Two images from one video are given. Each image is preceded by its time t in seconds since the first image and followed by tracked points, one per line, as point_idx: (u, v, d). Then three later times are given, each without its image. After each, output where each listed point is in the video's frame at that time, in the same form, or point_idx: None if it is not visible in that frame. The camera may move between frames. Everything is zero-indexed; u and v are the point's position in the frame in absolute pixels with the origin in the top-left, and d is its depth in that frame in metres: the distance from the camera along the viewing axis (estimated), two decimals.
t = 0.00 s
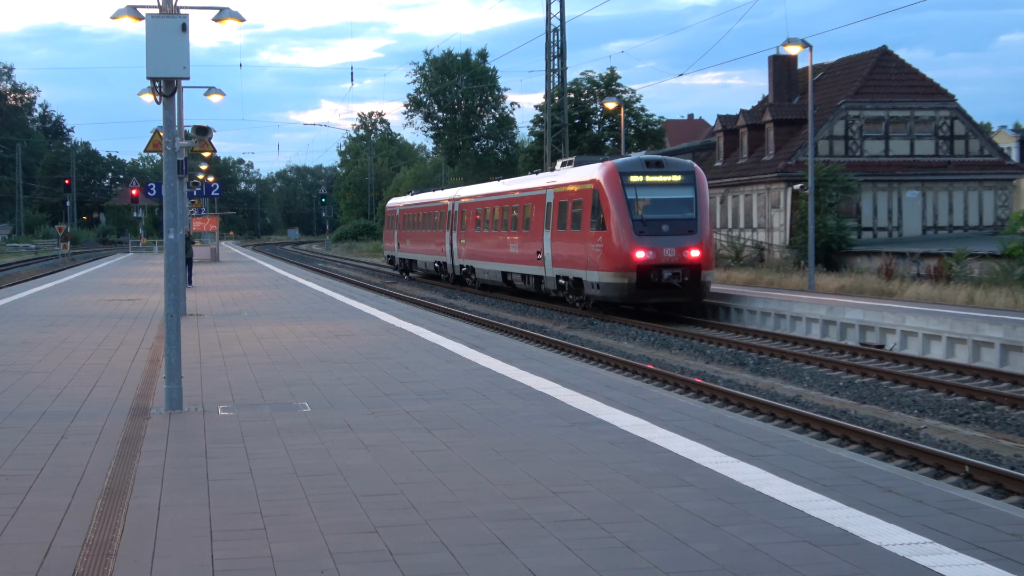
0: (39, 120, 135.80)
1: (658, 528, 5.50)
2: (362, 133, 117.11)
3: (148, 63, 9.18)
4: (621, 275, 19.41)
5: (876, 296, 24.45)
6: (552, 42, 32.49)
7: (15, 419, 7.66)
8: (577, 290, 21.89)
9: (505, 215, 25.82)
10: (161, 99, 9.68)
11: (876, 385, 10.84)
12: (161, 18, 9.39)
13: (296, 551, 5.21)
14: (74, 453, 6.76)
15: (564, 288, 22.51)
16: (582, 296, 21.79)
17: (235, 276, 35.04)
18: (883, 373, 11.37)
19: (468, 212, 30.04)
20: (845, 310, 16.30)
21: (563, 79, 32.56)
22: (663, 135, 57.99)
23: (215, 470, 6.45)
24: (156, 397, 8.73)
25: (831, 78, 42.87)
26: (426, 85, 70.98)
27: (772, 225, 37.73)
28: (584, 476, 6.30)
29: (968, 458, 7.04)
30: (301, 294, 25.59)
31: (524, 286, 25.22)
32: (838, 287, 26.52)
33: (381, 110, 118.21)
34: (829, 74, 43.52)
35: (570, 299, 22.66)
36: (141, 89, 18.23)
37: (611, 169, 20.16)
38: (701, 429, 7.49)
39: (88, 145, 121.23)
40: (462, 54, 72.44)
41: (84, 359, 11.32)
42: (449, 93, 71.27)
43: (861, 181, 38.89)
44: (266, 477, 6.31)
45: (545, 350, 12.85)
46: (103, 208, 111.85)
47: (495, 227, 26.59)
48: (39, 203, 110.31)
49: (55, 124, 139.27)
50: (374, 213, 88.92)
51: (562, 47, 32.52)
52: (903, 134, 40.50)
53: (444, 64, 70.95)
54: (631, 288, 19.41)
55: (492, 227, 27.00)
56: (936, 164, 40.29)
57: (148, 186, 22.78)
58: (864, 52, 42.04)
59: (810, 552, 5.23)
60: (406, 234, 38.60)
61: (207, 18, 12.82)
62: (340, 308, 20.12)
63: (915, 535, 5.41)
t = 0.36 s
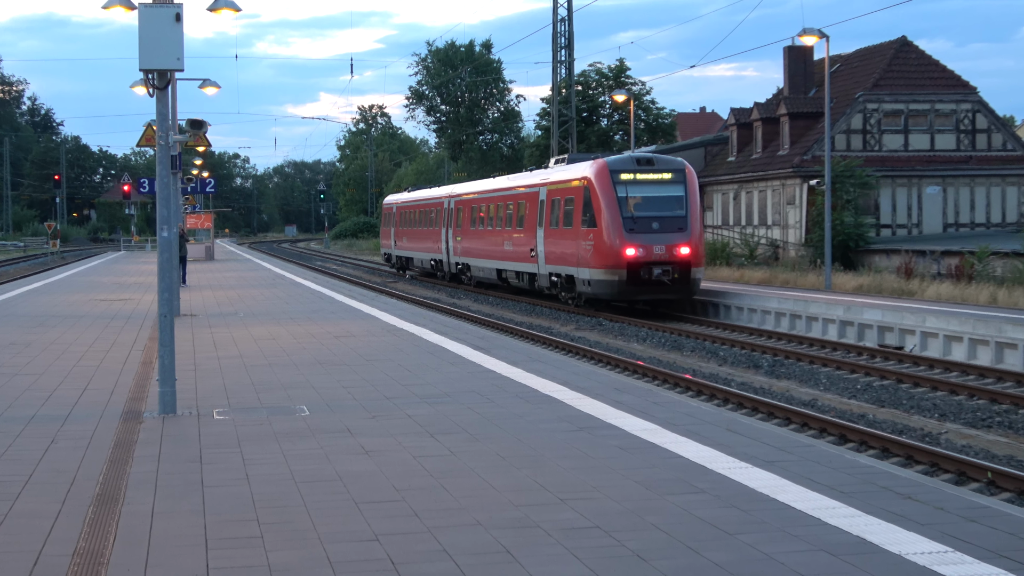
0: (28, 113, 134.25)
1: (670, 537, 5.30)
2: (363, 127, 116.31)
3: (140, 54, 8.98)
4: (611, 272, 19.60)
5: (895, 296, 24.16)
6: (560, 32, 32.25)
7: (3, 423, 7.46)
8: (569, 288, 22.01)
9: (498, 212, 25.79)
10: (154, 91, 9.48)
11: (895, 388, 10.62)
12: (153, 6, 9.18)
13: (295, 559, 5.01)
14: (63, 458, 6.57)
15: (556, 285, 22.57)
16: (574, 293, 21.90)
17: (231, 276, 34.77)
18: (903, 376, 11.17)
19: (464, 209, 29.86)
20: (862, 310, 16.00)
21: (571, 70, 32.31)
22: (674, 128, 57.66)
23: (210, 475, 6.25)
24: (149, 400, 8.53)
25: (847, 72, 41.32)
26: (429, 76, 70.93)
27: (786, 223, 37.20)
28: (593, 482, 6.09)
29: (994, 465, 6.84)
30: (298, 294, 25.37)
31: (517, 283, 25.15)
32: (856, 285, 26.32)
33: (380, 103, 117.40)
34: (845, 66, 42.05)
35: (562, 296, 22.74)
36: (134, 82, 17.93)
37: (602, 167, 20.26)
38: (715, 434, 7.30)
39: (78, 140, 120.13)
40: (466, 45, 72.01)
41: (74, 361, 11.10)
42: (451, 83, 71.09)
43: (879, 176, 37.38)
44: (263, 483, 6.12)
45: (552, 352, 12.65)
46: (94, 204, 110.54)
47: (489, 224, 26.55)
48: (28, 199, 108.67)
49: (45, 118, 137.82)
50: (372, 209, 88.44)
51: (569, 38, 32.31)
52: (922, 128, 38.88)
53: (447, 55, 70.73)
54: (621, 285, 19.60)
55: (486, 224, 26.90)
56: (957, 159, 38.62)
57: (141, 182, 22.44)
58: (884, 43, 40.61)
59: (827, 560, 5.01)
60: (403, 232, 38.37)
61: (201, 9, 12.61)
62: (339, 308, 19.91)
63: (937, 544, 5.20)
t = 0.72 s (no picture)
0: (15, 107, 132.62)
1: (683, 548, 5.10)
2: (363, 122, 115.63)
3: (134, 48, 8.84)
4: (603, 272, 19.55)
5: (916, 298, 23.97)
6: (568, 24, 32.00)
7: None
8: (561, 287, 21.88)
9: (492, 210, 25.68)
10: (147, 86, 9.25)
11: (916, 395, 10.44)
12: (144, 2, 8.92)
13: (294, 571, 4.80)
14: (51, 466, 6.38)
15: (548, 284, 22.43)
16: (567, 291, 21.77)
17: (228, 277, 34.51)
18: (924, 382, 10.97)
19: (460, 208, 29.66)
20: (882, 313, 15.74)
21: (579, 64, 32.05)
22: (687, 123, 57.36)
23: (205, 484, 6.05)
24: (142, 406, 8.33)
25: (868, 64, 40.83)
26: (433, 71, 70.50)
27: (805, 222, 36.94)
28: (603, 492, 5.89)
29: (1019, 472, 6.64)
30: (297, 295, 25.17)
31: (512, 282, 25.03)
32: (876, 286, 26.16)
33: (381, 98, 116.93)
34: (866, 59, 41.56)
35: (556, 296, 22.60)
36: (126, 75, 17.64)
37: (594, 166, 20.08)
38: (728, 441, 7.12)
39: (70, 137, 118.88)
40: (471, 39, 71.75)
41: (66, 365, 10.89)
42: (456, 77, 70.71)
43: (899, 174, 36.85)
44: (261, 492, 5.92)
45: (560, 356, 12.47)
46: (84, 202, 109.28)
47: (484, 223, 26.43)
48: (17, 197, 107.26)
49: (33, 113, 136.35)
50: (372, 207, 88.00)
51: (577, 31, 32.06)
52: (945, 123, 38.37)
53: (453, 49, 70.41)
54: (613, 284, 19.55)
55: (481, 223, 26.77)
56: (981, 155, 38.14)
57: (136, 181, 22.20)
58: (905, 35, 40.01)
59: (847, 572, 4.81)
60: (400, 231, 38.12)
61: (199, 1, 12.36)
62: (338, 310, 19.68)
63: (962, 555, 4.99)
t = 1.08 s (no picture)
0: (3, 99, 131.51)
1: (697, 554, 4.90)
2: (363, 114, 115.10)
3: (126, 38, 8.61)
4: (595, 266, 19.45)
5: (938, 294, 23.55)
6: (576, 11, 31.82)
7: None
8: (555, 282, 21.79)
9: (488, 206, 25.52)
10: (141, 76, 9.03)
11: (938, 395, 10.26)
12: None
13: None
14: (40, 470, 6.18)
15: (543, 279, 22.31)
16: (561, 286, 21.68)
17: (226, 273, 34.27)
18: (946, 381, 10.78)
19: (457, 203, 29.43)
20: (902, 310, 15.53)
21: (588, 51, 31.84)
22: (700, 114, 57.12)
23: (201, 489, 5.86)
24: (136, 407, 8.13)
25: (887, 52, 40.65)
26: (437, 60, 70.29)
27: (822, 215, 36.66)
28: (613, 497, 5.70)
29: None
30: (296, 293, 24.95)
31: (507, 277, 24.85)
32: (895, 284, 25.87)
33: (382, 90, 116.46)
34: (885, 47, 41.38)
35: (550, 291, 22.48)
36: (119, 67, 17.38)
37: (587, 161, 20.02)
38: (743, 443, 6.94)
39: (57, 131, 117.48)
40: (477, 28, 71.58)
41: (58, 366, 10.67)
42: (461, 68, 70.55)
43: (920, 165, 36.47)
44: (259, 497, 5.72)
45: (569, 356, 12.29)
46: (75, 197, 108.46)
47: (480, 219, 26.24)
48: (6, 192, 106.52)
49: (21, 104, 134.96)
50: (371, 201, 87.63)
51: (586, 18, 31.90)
52: (968, 113, 37.87)
53: (458, 39, 70.28)
54: (606, 280, 19.44)
55: (477, 218, 26.57)
56: (1005, 146, 37.64)
57: (130, 176, 21.94)
58: (927, 22, 39.81)
59: None
60: (398, 226, 37.86)
61: None
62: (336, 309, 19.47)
63: (988, 561, 4.79)
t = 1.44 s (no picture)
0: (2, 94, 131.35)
1: (703, 555, 4.84)
2: (365, 109, 114.87)
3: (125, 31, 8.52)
4: (583, 262, 19.42)
5: (947, 292, 23.46)
6: (581, 6, 31.75)
7: None
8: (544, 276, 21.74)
9: (481, 203, 25.45)
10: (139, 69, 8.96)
11: (947, 394, 10.21)
12: None
13: None
14: (37, 470, 6.12)
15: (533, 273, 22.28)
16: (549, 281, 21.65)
17: (225, 270, 34.17)
18: (956, 380, 10.73)
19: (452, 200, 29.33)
20: (912, 308, 15.49)
21: (592, 46, 31.75)
22: (706, 109, 57.02)
23: (200, 489, 5.80)
24: (134, 407, 8.06)
25: (896, 46, 40.57)
26: (441, 54, 70.12)
27: (830, 212, 36.59)
28: (618, 497, 5.63)
29: None
30: (296, 291, 24.85)
31: (500, 274, 24.79)
32: (904, 281, 25.78)
33: (384, 85, 116.24)
34: (894, 42, 41.27)
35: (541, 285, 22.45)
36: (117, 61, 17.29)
37: (575, 159, 20.00)
38: (749, 443, 6.87)
39: (59, 127, 117.61)
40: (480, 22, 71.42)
41: (55, 364, 10.59)
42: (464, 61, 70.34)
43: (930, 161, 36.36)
44: (260, 497, 5.66)
45: (573, 354, 12.24)
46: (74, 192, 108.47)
47: (474, 215, 26.17)
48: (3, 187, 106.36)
49: (19, 99, 134.72)
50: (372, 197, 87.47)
51: (590, 14, 31.82)
52: (977, 108, 37.76)
53: (461, 33, 70.12)
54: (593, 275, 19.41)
55: (471, 215, 26.49)
56: (1015, 142, 37.47)
57: (128, 172, 21.82)
58: (936, 16, 39.66)
59: None
60: (395, 222, 37.76)
61: None
62: (336, 306, 19.39)
63: (998, 561, 4.73)
